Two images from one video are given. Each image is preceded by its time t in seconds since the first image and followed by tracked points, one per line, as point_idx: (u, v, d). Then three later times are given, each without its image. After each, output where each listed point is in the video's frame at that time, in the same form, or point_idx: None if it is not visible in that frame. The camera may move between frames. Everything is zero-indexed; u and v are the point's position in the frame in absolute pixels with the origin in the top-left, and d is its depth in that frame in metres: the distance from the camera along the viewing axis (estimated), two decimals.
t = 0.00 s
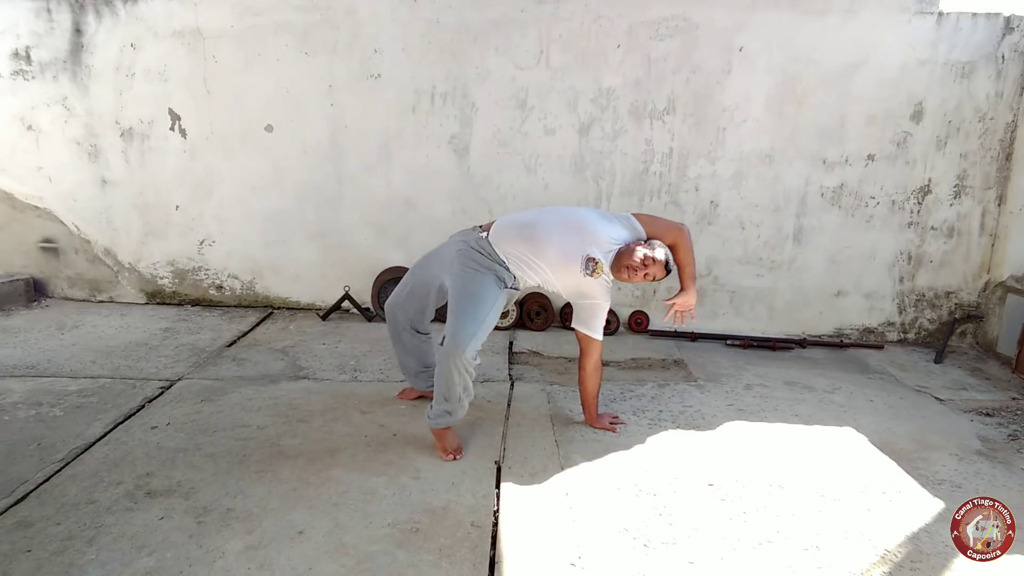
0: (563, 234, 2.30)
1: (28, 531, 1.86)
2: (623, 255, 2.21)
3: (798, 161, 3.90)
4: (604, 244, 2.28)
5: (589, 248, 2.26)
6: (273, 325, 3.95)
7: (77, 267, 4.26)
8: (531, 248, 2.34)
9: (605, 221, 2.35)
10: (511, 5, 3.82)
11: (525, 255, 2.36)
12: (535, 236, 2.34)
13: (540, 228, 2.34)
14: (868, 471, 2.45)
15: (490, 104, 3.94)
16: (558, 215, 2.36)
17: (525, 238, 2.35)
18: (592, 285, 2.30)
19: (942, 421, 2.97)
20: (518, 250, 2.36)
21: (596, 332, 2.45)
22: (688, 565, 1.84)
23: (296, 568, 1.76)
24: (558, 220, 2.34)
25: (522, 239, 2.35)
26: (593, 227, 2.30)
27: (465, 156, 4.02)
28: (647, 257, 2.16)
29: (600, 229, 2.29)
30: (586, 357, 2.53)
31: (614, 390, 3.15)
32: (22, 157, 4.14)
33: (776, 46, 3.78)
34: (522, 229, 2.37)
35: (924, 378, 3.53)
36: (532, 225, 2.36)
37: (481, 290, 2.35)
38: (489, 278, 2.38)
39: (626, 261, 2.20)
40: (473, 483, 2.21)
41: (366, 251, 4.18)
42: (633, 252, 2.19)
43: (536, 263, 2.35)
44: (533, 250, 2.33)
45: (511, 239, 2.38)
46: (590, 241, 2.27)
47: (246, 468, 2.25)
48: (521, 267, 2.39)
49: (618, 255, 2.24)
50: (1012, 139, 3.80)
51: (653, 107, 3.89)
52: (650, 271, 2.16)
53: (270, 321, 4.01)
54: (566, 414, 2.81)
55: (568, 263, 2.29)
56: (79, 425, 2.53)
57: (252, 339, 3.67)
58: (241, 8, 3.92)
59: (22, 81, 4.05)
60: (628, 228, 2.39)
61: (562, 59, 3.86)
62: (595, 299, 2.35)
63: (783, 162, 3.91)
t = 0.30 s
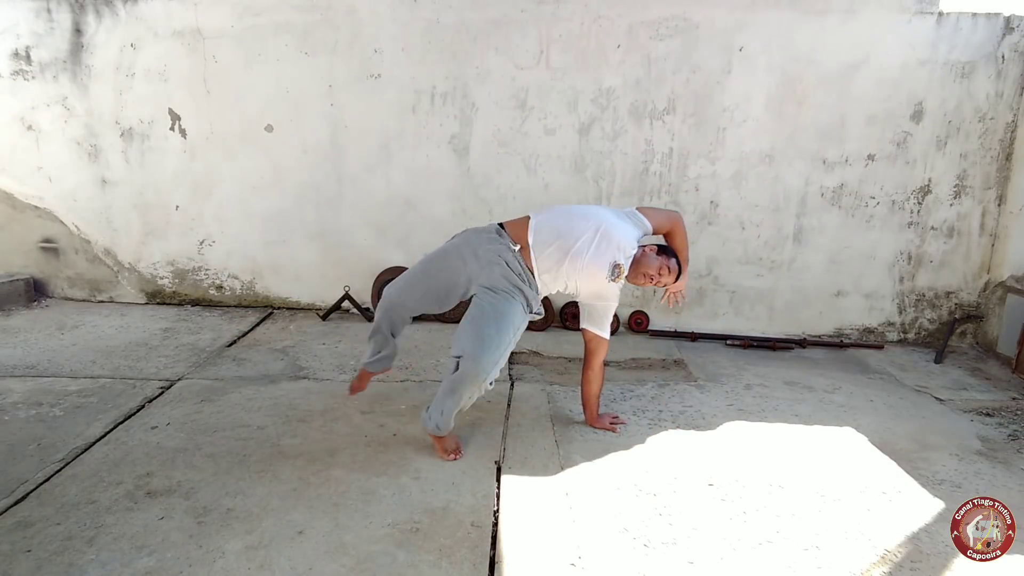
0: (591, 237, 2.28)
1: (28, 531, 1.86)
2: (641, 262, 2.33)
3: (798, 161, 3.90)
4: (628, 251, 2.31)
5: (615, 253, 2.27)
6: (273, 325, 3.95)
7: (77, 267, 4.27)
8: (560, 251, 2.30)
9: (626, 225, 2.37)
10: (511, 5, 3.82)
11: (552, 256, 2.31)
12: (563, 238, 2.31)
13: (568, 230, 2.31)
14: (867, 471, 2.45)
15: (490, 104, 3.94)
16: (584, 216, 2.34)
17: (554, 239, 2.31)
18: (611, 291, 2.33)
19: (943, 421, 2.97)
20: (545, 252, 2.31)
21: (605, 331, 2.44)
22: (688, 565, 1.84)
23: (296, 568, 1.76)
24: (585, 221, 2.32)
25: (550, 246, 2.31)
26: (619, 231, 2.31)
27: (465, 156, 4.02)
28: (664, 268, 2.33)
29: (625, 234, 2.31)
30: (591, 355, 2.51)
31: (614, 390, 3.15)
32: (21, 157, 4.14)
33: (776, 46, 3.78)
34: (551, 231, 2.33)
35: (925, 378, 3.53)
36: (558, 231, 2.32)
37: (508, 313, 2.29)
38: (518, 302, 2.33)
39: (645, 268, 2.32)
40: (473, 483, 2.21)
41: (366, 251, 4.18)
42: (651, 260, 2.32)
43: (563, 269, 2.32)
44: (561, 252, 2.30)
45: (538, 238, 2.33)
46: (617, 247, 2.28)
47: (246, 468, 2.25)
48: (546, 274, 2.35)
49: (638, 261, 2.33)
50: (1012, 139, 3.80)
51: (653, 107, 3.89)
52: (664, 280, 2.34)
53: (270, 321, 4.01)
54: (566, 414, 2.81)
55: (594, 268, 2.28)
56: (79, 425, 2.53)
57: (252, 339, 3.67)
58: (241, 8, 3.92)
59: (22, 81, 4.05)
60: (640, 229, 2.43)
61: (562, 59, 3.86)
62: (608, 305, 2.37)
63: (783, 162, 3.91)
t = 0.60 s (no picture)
0: (603, 246, 2.27)
1: (28, 531, 1.86)
2: (649, 273, 2.32)
3: (798, 161, 3.90)
4: (640, 257, 2.31)
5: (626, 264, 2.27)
6: (273, 325, 3.95)
7: (77, 267, 4.27)
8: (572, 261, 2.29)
9: (637, 230, 2.35)
10: (511, 5, 3.82)
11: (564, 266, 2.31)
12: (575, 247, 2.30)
13: (581, 239, 2.30)
14: (868, 471, 2.45)
15: (490, 104, 3.95)
16: (596, 221, 2.32)
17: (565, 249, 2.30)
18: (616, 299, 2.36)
19: (943, 421, 2.97)
20: (557, 262, 2.30)
21: (607, 333, 2.45)
22: (688, 565, 1.84)
23: (296, 569, 1.76)
24: (597, 229, 2.30)
25: (566, 257, 2.29)
26: (631, 239, 2.30)
27: (465, 156, 4.02)
28: (670, 281, 2.34)
29: (637, 241, 2.31)
30: (592, 354, 2.50)
31: (614, 390, 3.15)
32: (21, 157, 4.14)
33: (776, 46, 3.78)
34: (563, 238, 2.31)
35: (925, 378, 3.53)
36: (573, 241, 2.30)
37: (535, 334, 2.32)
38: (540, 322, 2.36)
39: (651, 279, 2.33)
40: (473, 483, 2.21)
41: (366, 251, 4.18)
42: (658, 272, 2.32)
43: (577, 279, 2.30)
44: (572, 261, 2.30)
45: (554, 249, 2.31)
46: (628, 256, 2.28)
47: (246, 468, 2.25)
48: (561, 284, 2.33)
49: (644, 271, 2.32)
50: (1012, 139, 3.80)
51: (653, 107, 3.89)
52: (667, 291, 2.35)
53: (270, 321, 4.01)
54: (566, 414, 2.81)
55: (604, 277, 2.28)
56: (79, 425, 2.53)
57: (252, 339, 3.67)
58: (241, 8, 3.92)
59: (22, 81, 4.05)
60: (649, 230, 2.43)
61: (562, 59, 3.86)
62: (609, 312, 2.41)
63: (783, 162, 3.91)
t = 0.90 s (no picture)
0: (601, 263, 2.17)
1: (28, 531, 1.86)
2: (645, 283, 2.31)
3: (798, 161, 3.90)
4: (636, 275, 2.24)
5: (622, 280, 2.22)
6: (273, 325, 3.95)
7: (77, 267, 4.27)
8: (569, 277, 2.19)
9: (639, 246, 2.20)
10: (511, 5, 3.82)
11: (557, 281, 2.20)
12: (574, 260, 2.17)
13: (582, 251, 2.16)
14: (868, 471, 2.45)
15: (490, 104, 3.95)
16: (593, 238, 2.15)
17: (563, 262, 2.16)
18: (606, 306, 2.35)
19: (943, 421, 2.97)
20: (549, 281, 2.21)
21: (602, 335, 2.46)
22: (688, 565, 1.84)
23: (296, 569, 1.76)
24: (597, 244, 2.16)
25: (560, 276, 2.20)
26: (628, 258, 2.18)
27: (465, 156, 4.02)
28: (663, 291, 2.34)
29: (635, 262, 2.20)
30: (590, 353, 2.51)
31: (614, 390, 3.15)
32: (21, 157, 4.14)
33: (776, 46, 3.78)
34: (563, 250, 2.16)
35: (925, 378, 3.53)
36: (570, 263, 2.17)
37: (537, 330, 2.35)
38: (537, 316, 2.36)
39: (647, 289, 2.32)
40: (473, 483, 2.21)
41: (366, 251, 4.18)
42: (655, 283, 2.31)
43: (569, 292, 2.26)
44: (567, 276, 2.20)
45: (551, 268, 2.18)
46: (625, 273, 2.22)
47: (246, 468, 2.25)
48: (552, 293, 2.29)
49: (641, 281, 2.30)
50: (1012, 139, 3.80)
51: (653, 107, 3.89)
52: (659, 298, 2.36)
53: (270, 321, 4.01)
54: (566, 414, 2.81)
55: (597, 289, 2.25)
56: (79, 426, 2.53)
57: (252, 339, 3.67)
58: (241, 8, 3.92)
59: (22, 81, 4.05)
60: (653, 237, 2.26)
61: (562, 59, 3.86)
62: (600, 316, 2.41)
63: (783, 162, 3.91)
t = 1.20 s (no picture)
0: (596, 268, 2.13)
1: (28, 531, 1.86)
2: (638, 285, 2.33)
3: (798, 161, 3.90)
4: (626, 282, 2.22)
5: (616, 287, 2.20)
6: (273, 325, 3.95)
7: (77, 267, 4.27)
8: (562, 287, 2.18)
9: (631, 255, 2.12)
10: (511, 5, 3.82)
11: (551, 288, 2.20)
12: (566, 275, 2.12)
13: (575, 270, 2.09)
14: (868, 471, 2.45)
15: (490, 104, 3.95)
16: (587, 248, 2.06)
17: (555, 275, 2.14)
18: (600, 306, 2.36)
19: (943, 420, 2.97)
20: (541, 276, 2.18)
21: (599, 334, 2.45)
22: (688, 565, 1.84)
23: (296, 569, 1.76)
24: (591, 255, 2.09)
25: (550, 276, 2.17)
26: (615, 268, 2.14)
27: (465, 156, 4.02)
28: (655, 291, 2.37)
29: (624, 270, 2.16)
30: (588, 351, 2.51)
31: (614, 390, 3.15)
32: (21, 158, 4.14)
33: (776, 46, 3.78)
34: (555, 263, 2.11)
35: (925, 378, 3.53)
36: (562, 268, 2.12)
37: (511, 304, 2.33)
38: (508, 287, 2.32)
39: (640, 290, 2.34)
40: (472, 483, 2.21)
41: (366, 251, 4.18)
42: (647, 284, 2.33)
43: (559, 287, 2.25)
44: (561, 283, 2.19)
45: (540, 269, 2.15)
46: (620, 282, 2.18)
47: (246, 468, 2.25)
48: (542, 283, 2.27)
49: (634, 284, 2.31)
50: (1012, 139, 3.80)
51: (653, 107, 3.89)
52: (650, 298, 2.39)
53: (270, 321, 4.01)
54: (566, 414, 2.82)
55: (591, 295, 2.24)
56: (79, 426, 2.53)
57: (252, 339, 3.67)
58: (241, 8, 3.93)
59: (22, 81, 4.05)
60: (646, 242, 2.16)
61: (562, 59, 3.86)
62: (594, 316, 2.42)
63: (783, 162, 3.91)
